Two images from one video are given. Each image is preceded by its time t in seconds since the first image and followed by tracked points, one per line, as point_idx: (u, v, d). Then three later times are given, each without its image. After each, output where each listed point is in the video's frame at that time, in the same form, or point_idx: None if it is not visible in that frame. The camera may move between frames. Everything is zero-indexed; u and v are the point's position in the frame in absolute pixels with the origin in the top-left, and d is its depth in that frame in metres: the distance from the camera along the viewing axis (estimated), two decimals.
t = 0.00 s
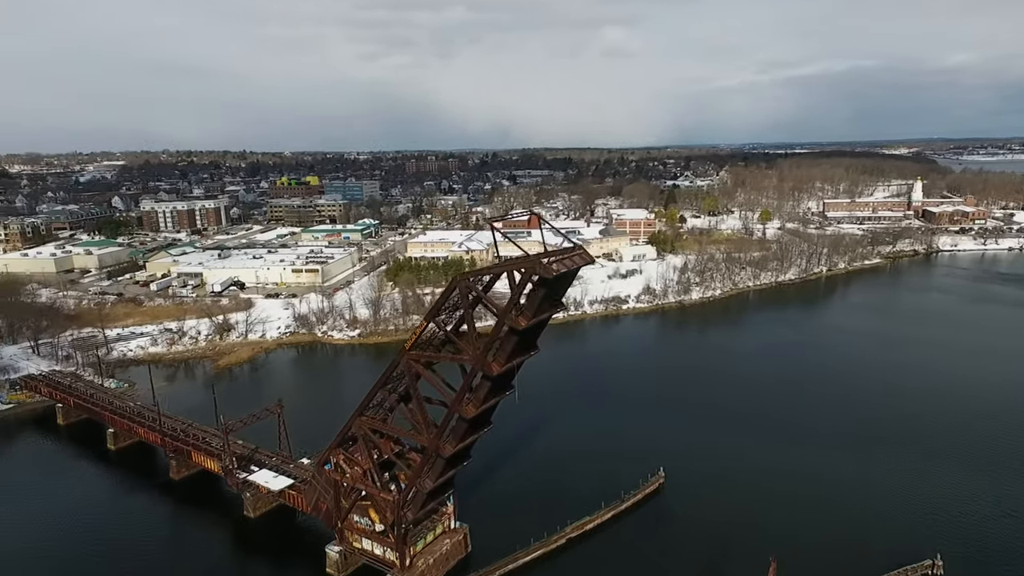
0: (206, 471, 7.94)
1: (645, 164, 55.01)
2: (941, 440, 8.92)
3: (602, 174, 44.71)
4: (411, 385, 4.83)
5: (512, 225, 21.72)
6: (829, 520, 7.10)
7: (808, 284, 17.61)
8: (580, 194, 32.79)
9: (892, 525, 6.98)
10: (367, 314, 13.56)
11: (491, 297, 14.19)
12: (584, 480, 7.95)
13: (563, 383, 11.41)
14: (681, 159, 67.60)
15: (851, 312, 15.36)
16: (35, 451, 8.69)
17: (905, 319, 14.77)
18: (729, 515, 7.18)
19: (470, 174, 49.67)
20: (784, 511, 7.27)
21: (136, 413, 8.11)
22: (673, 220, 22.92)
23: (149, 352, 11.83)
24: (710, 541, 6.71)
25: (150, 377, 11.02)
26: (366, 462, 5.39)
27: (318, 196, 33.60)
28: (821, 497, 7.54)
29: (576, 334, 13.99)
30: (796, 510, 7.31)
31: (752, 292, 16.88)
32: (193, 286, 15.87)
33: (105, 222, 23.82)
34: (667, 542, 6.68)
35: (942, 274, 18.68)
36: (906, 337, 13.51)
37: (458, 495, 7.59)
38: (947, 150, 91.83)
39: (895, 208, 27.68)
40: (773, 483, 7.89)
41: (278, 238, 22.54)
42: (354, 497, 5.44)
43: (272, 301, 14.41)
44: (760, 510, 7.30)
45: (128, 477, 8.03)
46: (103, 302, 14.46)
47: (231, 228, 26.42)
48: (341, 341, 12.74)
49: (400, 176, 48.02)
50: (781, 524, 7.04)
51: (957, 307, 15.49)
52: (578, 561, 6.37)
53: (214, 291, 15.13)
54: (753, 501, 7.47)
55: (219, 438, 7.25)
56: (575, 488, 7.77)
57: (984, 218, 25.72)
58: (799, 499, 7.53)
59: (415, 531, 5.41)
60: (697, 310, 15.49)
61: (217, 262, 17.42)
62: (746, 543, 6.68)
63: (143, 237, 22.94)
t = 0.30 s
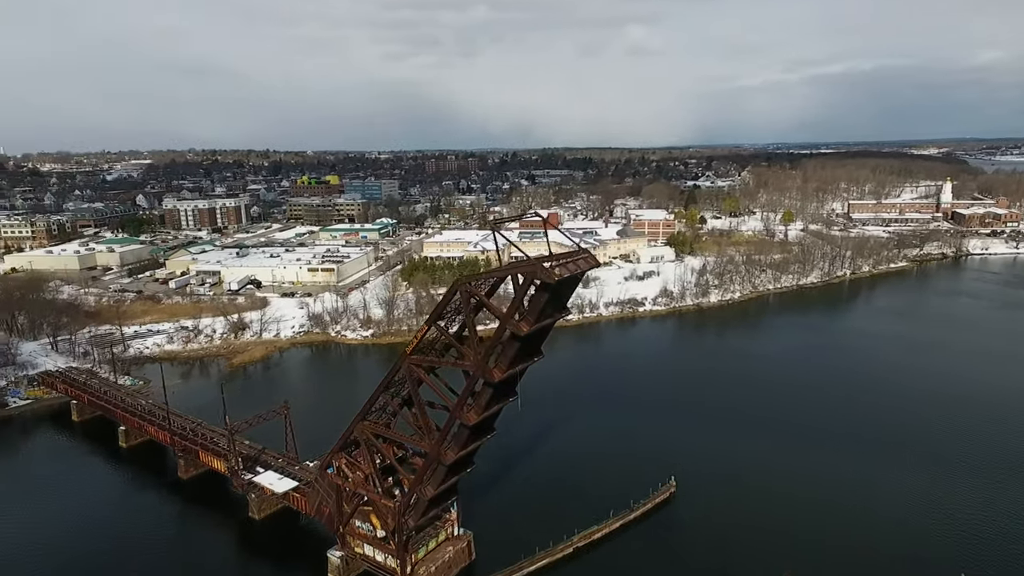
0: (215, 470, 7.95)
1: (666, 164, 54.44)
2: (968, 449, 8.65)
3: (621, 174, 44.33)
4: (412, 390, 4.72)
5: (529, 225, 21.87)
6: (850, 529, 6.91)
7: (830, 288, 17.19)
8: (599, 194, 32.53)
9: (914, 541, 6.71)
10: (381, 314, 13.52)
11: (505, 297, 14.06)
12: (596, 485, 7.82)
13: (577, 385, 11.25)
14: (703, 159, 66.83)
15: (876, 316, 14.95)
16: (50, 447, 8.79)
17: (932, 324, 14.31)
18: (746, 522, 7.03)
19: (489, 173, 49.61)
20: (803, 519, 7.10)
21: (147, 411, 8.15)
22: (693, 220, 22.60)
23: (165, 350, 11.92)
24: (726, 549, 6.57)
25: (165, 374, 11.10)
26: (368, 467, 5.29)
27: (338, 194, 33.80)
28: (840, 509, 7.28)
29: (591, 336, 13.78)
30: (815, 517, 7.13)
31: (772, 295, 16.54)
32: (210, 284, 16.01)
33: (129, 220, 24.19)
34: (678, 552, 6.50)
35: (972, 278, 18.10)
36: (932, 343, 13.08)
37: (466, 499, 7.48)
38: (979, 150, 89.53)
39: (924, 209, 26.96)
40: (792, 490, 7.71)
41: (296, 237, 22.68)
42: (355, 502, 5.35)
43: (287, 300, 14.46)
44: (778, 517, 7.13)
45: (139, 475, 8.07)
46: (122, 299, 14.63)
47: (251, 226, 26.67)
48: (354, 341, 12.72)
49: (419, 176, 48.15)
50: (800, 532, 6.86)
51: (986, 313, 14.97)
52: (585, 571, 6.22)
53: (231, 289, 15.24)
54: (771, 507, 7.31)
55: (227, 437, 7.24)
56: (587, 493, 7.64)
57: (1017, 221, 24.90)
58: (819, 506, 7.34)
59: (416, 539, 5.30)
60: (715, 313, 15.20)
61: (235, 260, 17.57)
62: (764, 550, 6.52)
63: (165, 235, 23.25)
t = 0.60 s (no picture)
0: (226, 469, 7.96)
1: (691, 164, 53.75)
2: (999, 462, 8.30)
3: (644, 174, 43.88)
4: (414, 395, 4.62)
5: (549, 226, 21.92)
6: (879, 537, 6.77)
7: (857, 292, 16.75)
8: (621, 194, 32.22)
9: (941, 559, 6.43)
10: (397, 314, 13.50)
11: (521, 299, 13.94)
12: (614, 489, 7.73)
13: (594, 386, 11.06)
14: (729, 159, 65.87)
15: (904, 321, 14.49)
16: (68, 442, 8.91)
17: (964, 330, 13.82)
18: (770, 528, 6.92)
19: (511, 173, 49.50)
20: (829, 526, 6.97)
21: (161, 409, 8.20)
22: (716, 222, 22.25)
23: (184, 347, 12.04)
24: (751, 556, 6.46)
25: (183, 371, 11.21)
26: (371, 471, 5.21)
27: (359, 194, 34.02)
28: (863, 523, 7.00)
29: (609, 338, 13.58)
30: (843, 525, 6.98)
31: (796, 298, 16.15)
32: (231, 282, 16.16)
33: (155, 219, 24.59)
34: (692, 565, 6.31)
35: (1007, 283, 17.48)
36: (964, 349, 12.62)
37: (475, 503, 7.37)
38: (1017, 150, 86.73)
39: (957, 211, 26.16)
40: (820, 496, 7.55)
41: (318, 236, 22.83)
42: (359, 507, 5.28)
43: (304, 299, 14.52)
44: (804, 524, 7.01)
45: (152, 472, 8.12)
46: (145, 296, 14.84)
47: (273, 224, 26.95)
48: (370, 341, 12.71)
49: (441, 175, 48.26)
50: (826, 540, 6.73)
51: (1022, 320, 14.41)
52: None
53: (251, 287, 15.37)
54: (796, 514, 7.19)
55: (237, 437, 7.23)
56: (604, 496, 7.55)
57: None
58: (846, 513, 7.19)
59: (419, 545, 5.21)
60: (737, 316, 14.87)
61: (256, 258, 17.72)
62: (783, 563, 6.33)
63: (189, 233, 23.59)
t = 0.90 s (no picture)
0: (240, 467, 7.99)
1: (719, 164, 52.92)
2: None
3: (671, 174, 43.34)
4: (419, 399, 4.53)
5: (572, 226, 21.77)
6: (910, 546, 6.60)
7: (889, 296, 16.23)
8: (646, 194, 31.85)
9: None
10: (416, 313, 13.48)
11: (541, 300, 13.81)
12: (634, 491, 7.61)
13: (614, 387, 10.86)
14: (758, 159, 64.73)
15: (940, 327, 13.96)
16: (90, 437, 9.06)
17: (1002, 336, 13.25)
18: (797, 533, 6.80)
19: (536, 172, 49.34)
20: (857, 531, 6.82)
21: (178, 405, 8.27)
22: (743, 222, 21.81)
23: (206, 344, 12.18)
24: (778, 562, 6.35)
25: (205, 368, 11.34)
26: (378, 475, 5.14)
27: (384, 193, 34.23)
28: (891, 538, 6.71)
29: (630, 340, 13.35)
30: (872, 533, 6.82)
31: (825, 302, 15.71)
32: (254, 280, 16.34)
33: (184, 216, 25.05)
34: None
35: None
36: (1002, 356, 12.09)
37: (486, 506, 7.25)
38: None
39: (997, 213, 25.20)
40: (847, 501, 7.38)
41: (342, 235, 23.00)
42: (365, 510, 5.21)
43: (325, 297, 14.61)
44: (830, 529, 6.87)
45: (169, 468, 8.20)
46: (171, 293, 15.08)
47: (299, 222, 27.24)
48: (389, 340, 12.70)
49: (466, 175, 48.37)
50: (854, 547, 6.58)
51: None
52: None
53: (273, 285, 15.52)
54: (824, 519, 7.04)
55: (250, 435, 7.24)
56: (625, 498, 7.44)
57: None
58: (874, 518, 7.03)
59: (425, 551, 5.12)
60: (763, 319, 14.51)
61: (280, 257, 17.91)
62: None
63: (217, 231, 23.98)
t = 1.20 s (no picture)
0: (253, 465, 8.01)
1: (747, 164, 52.02)
2: None
3: (697, 174, 42.72)
4: (422, 403, 4.43)
5: (593, 226, 21.56)
6: (936, 563, 6.33)
7: (921, 301, 15.69)
8: (671, 194, 31.44)
9: None
10: (434, 313, 13.43)
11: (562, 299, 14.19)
12: (654, 494, 7.50)
13: (632, 390, 10.66)
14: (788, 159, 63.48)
15: (974, 333, 13.44)
16: (110, 431, 9.20)
17: None
18: (823, 541, 6.67)
19: (560, 171, 49.08)
20: (886, 540, 6.67)
21: (194, 402, 8.33)
22: (769, 224, 21.36)
23: (226, 342, 12.30)
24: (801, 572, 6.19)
25: (224, 365, 11.45)
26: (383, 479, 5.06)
27: (407, 192, 34.39)
28: (916, 556, 6.44)
29: (650, 343, 13.11)
30: (901, 543, 6.66)
31: (853, 306, 15.27)
32: (276, 278, 16.50)
33: (211, 215, 25.45)
34: None
35: None
36: None
37: (497, 510, 7.13)
38: None
39: None
40: (875, 509, 7.21)
41: (364, 234, 23.13)
42: (369, 514, 5.14)
43: (344, 296, 14.65)
44: (857, 537, 6.73)
45: (184, 464, 8.27)
46: (194, 289, 15.29)
47: (323, 221, 27.48)
48: (406, 340, 12.67)
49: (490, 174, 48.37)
50: (883, 556, 6.44)
51: None
52: None
53: (294, 283, 15.64)
54: (851, 526, 6.90)
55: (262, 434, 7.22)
56: (644, 502, 7.33)
57: None
58: (899, 534, 6.77)
59: (428, 558, 5.03)
60: (788, 323, 14.14)
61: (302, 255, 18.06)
62: None
63: (242, 229, 24.30)
